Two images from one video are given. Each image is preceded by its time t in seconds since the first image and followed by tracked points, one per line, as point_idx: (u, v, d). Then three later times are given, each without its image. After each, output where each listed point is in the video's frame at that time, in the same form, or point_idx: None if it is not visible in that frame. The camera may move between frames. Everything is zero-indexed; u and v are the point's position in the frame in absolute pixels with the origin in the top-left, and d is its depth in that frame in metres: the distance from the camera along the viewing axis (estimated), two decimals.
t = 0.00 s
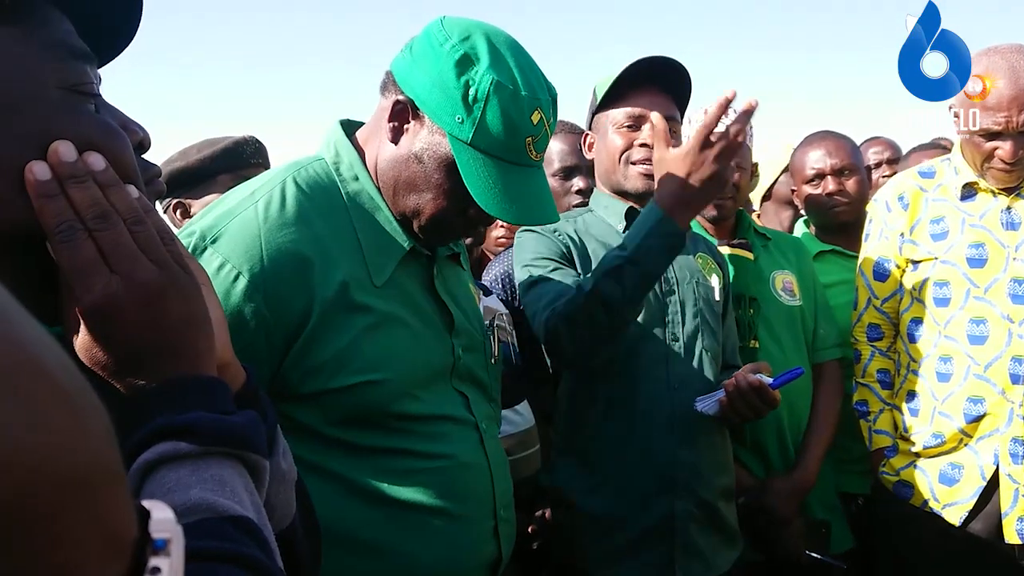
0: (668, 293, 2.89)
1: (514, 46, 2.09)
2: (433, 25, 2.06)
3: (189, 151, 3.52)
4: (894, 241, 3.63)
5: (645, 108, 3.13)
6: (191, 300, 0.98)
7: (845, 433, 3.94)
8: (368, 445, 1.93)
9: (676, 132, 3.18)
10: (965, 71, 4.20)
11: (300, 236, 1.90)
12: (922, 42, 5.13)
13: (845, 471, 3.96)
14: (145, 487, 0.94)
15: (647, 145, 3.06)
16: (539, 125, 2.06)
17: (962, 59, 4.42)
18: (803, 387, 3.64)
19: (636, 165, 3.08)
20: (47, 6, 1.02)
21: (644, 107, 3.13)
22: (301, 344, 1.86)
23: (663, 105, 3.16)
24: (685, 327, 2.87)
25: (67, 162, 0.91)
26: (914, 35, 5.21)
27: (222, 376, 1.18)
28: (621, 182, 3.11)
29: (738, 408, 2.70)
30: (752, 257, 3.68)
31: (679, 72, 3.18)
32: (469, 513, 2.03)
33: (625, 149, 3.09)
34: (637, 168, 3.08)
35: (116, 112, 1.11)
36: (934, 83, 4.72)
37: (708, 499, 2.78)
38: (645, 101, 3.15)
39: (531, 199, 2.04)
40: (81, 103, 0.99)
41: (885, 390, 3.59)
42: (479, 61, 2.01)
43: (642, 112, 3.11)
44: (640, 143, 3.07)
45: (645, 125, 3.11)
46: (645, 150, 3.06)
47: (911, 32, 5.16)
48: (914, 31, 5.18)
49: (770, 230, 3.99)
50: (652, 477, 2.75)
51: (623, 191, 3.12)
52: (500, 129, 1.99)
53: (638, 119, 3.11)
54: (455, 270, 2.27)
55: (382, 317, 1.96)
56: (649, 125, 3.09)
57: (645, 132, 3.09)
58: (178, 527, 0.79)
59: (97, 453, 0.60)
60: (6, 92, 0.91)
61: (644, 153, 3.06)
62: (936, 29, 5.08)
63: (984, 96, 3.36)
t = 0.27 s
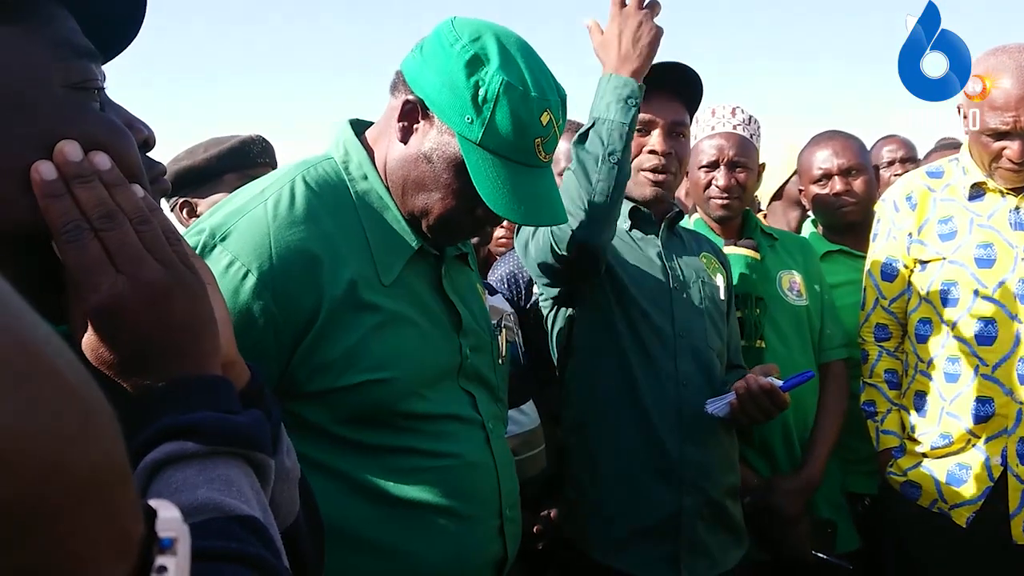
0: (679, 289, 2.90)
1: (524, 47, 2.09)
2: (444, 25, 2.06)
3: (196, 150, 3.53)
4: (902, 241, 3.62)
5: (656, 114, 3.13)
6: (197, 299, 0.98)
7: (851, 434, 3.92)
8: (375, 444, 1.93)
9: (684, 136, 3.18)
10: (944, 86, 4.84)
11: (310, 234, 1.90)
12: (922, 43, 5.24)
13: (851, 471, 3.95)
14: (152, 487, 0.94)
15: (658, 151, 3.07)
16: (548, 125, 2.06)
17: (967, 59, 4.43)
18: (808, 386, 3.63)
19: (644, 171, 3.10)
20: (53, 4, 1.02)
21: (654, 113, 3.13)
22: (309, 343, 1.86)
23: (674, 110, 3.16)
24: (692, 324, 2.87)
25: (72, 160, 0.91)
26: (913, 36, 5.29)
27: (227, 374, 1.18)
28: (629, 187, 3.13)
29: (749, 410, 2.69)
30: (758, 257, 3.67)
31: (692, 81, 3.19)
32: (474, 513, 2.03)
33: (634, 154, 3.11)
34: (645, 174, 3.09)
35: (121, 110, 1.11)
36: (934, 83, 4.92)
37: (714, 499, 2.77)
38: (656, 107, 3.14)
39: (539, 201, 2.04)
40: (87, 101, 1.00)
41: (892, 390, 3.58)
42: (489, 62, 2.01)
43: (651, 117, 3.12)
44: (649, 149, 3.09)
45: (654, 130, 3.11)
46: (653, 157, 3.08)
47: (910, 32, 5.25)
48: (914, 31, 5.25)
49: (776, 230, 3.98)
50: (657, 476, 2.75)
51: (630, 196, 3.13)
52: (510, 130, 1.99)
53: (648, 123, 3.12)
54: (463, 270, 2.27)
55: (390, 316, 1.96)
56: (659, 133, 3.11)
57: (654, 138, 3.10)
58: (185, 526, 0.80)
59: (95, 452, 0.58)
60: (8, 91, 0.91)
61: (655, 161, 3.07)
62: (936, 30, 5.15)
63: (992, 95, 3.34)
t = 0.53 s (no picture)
0: (682, 288, 2.90)
1: (529, 46, 2.08)
2: (449, 24, 2.06)
3: (200, 150, 3.54)
4: (909, 241, 3.62)
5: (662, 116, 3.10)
6: (199, 299, 0.98)
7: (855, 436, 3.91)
8: (379, 444, 1.93)
9: (690, 137, 3.15)
10: (965, 74, 4.73)
11: (316, 233, 1.90)
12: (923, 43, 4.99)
13: (854, 473, 3.94)
14: (153, 486, 0.94)
15: (664, 154, 3.05)
16: (554, 125, 2.06)
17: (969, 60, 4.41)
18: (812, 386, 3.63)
19: (650, 173, 3.08)
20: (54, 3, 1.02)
21: (660, 114, 3.10)
22: (314, 342, 1.86)
23: (680, 111, 3.12)
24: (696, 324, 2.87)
25: (72, 159, 0.91)
26: (914, 35, 5.04)
27: (228, 374, 1.18)
28: (634, 188, 3.11)
29: (745, 410, 2.70)
30: (761, 258, 3.66)
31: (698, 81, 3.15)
32: (476, 512, 2.02)
33: (640, 155, 3.09)
34: (651, 177, 3.07)
35: (123, 108, 1.11)
36: (933, 82, 4.89)
37: (716, 500, 2.77)
38: (662, 108, 3.11)
39: (545, 201, 2.04)
40: (88, 100, 0.99)
41: (898, 391, 3.58)
42: (494, 61, 2.00)
43: (658, 119, 3.09)
44: (655, 151, 3.06)
45: (660, 132, 3.09)
46: (660, 159, 3.06)
47: (909, 31, 5.01)
48: (913, 30, 5.03)
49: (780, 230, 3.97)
50: (658, 477, 2.74)
51: (637, 198, 3.11)
52: (515, 129, 1.98)
53: (654, 126, 3.09)
54: (467, 270, 2.27)
55: (395, 316, 1.95)
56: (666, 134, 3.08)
57: (660, 140, 3.07)
58: (198, 527, 0.80)
59: (104, 451, 0.56)
60: (7, 87, 0.91)
61: (661, 163, 3.05)
62: (935, 30, 5.00)
63: (1000, 96, 3.32)
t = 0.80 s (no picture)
0: (687, 295, 2.89)
1: (536, 45, 2.08)
2: (456, 23, 2.06)
3: (206, 150, 3.55)
4: (917, 240, 3.60)
5: (681, 118, 3.10)
6: (202, 297, 0.99)
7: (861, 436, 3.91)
8: (385, 443, 1.94)
9: (706, 142, 3.16)
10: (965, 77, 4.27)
11: (324, 232, 1.90)
12: (922, 42, 4.58)
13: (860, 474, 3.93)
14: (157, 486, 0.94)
15: (681, 157, 3.06)
16: (561, 122, 2.06)
17: (968, 64, 4.18)
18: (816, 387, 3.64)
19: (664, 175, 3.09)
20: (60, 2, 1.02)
21: (680, 117, 3.10)
22: (322, 340, 1.86)
23: (699, 115, 3.13)
24: (701, 330, 2.87)
25: (77, 160, 0.92)
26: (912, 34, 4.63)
27: (230, 373, 1.18)
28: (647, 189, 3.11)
29: (755, 413, 2.68)
30: (766, 258, 3.65)
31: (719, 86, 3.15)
32: (480, 512, 2.02)
33: (657, 157, 3.09)
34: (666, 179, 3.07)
35: (127, 108, 1.10)
36: (933, 82, 4.51)
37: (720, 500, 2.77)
38: (681, 110, 3.11)
39: (553, 199, 2.03)
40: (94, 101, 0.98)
41: (904, 390, 3.59)
42: (502, 59, 2.01)
43: (677, 122, 3.09)
44: (672, 154, 3.07)
45: (679, 136, 3.09)
46: (676, 163, 3.06)
47: (909, 31, 4.60)
48: (912, 30, 4.54)
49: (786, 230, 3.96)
50: (662, 477, 2.74)
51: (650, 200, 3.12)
52: (523, 126, 1.98)
53: (673, 128, 3.09)
54: (474, 269, 2.27)
55: (402, 315, 1.96)
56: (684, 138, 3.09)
57: (678, 143, 3.08)
58: (209, 530, 0.80)
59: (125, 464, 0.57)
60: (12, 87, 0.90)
61: (677, 166, 3.06)
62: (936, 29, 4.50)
63: (1009, 95, 3.30)
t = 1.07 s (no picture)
0: (691, 297, 2.88)
1: (547, 45, 2.08)
2: (467, 24, 2.06)
3: (213, 150, 3.56)
4: (924, 242, 3.60)
5: (686, 111, 3.10)
6: (212, 300, 0.99)
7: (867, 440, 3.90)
8: (393, 444, 1.94)
9: (712, 135, 3.15)
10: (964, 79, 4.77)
11: (335, 232, 1.90)
12: (922, 42, 5.14)
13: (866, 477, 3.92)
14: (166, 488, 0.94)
15: (688, 149, 3.05)
16: (572, 123, 2.06)
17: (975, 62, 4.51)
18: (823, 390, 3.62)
19: (674, 168, 3.08)
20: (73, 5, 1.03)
21: (684, 109, 3.10)
22: (332, 340, 1.86)
23: (702, 107, 3.13)
24: (707, 334, 2.86)
25: (90, 161, 0.92)
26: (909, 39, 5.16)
27: (240, 374, 1.19)
28: (657, 185, 3.11)
29: (771, 420, 2.68)
30: (772, 261, 3.64)
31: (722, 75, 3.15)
32: (487, 513, 2.02)
33: (664, 151, 3.09)
34: (675, 172, 3.07)
35: (139, 111, 1.11)
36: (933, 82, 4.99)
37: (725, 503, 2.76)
38: (685, 104, 3.12)
39: (564, 199, 2.03)
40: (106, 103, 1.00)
41: (910, 393, 3.59)
42: (513, 60, 2.01)
43: (683, 115, 3.09)
44: (680, 146, 3.06)
45: (685, 128, 3.09)
46: (684, 154, 3.05)
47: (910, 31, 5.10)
48: (912, 31, 5.10)
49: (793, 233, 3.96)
50: (668, 480, 2.74)
51: (661, 195, 3.11)
52: (535, 127, 1.98)
53: (679, 121, 3.09)
54: (482, 271, 2.27)
55: (411, 315, 1.96)
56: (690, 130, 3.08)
57: (685, 135, 3.08)
58: (220, 532, 0.79)
59: (143, 460, 0.58)
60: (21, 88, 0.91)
61: (685, 158, 3.05)
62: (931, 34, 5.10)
63: (1018, 97, 3.28)
